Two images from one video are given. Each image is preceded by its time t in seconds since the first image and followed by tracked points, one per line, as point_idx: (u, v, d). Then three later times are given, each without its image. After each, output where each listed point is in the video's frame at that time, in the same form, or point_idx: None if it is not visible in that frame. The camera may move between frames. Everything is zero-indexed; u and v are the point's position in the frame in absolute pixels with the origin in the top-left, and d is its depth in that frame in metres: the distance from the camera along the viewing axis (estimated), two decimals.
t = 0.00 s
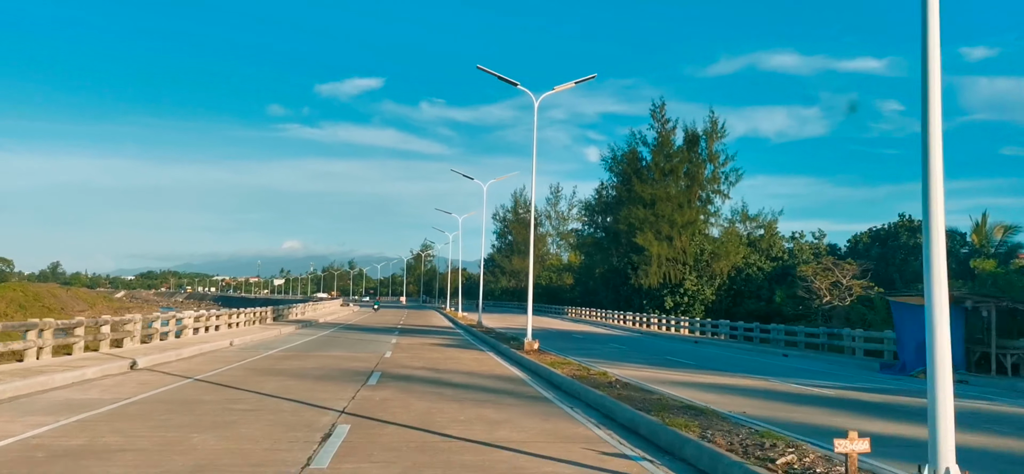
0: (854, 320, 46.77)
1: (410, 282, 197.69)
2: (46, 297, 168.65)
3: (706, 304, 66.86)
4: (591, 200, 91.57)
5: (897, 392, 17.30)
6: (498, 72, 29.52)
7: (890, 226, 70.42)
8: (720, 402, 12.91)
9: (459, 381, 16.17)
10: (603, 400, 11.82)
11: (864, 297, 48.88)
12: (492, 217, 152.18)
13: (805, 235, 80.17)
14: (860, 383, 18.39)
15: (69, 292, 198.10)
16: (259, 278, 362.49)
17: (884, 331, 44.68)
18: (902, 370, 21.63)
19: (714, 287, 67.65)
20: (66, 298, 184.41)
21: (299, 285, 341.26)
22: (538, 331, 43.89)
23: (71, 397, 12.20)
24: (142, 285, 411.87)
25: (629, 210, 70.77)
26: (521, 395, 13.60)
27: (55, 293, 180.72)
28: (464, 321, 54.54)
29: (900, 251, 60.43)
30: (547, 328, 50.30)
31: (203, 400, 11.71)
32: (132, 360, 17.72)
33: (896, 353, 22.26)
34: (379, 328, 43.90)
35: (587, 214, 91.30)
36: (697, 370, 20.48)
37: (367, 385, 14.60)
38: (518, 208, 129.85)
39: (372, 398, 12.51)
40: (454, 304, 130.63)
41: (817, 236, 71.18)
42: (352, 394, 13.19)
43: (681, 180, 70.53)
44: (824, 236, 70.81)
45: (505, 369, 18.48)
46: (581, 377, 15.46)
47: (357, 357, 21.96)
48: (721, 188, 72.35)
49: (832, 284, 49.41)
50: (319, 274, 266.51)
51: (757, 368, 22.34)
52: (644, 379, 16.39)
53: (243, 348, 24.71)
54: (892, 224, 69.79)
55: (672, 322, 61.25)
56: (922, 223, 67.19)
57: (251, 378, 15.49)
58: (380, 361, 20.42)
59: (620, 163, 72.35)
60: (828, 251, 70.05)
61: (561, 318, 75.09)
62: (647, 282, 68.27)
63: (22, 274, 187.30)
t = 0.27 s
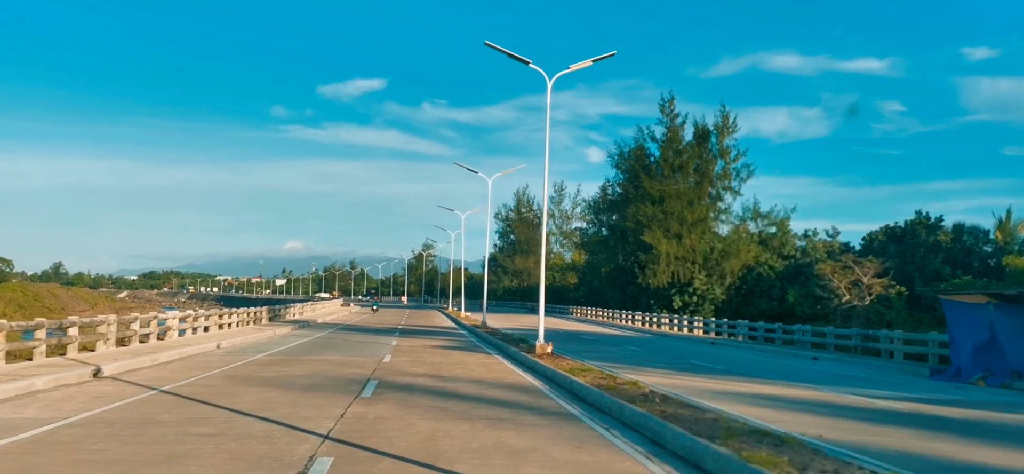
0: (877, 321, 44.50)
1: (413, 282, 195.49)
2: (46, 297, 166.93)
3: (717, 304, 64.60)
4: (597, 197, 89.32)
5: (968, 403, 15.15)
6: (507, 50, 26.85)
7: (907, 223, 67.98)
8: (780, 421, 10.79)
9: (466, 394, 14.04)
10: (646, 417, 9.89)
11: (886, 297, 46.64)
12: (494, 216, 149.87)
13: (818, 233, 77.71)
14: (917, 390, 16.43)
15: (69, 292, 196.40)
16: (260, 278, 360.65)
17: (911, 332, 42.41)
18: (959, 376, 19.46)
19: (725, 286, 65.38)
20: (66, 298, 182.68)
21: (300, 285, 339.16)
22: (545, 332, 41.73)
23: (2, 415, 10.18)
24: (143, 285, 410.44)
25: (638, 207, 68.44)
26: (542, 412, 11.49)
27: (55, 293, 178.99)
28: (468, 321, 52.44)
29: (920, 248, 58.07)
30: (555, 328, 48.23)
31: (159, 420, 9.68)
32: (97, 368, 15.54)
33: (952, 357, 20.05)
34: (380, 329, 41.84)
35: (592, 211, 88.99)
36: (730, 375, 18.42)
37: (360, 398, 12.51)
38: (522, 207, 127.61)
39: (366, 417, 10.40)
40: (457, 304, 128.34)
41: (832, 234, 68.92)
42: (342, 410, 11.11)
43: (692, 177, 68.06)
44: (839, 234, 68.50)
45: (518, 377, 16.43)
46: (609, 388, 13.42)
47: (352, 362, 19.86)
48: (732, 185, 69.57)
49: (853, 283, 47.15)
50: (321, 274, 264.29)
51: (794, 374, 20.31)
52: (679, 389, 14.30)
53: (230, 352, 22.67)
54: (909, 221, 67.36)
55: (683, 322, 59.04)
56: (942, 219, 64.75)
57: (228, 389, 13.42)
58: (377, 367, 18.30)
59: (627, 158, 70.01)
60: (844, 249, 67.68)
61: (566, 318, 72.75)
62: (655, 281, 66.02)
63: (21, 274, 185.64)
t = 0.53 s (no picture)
0: (907, 322, 41.93)
1: (414, 282, 193.12)
2: (42, 298, 164.63)
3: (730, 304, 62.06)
4: (603, 194, 86.74)
5: None
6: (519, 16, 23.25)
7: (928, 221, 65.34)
8: (896, 460, 8.14)
9: (477, 415, 11.45)
10: (726, 453, 7.32)
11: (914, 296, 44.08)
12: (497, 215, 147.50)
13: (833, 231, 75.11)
14: (1011, 406, 13.88)
15: (67, 292, 194.16)
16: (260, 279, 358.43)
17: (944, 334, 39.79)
18: None
19: (739, 286, 62.81)
20: (62, 299, 180.39)
21: (301, 286, 336.94)
22: (555, 335, 39.17)
23: None
24: (143, 285, 408.30)
25: (647, 204, 65.64)
26: (577, 441, 8.98)
27: (51, 294, 176.67)
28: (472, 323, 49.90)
29: (944, 246, 55.49)
30: (564, 330, 45.72)
31: (66, 463, 7.14)
32: (37, 382, 13.01)
33: None
34: (378, 331, 39.34)
35: (598, 209, 86.44)
36: (781, 387, 15.84)
37: (345, 423, 9.96)
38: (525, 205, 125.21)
39: (347, 454, 7.85)
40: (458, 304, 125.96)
41: (848, 231, 66.39)
42: (318, 442, 8.57)
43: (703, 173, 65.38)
44: (856, 231, 65.91)
45: (537, 392, 13.81)
46: (655, 409, 10.88)
47: (343, 372, 17.27)
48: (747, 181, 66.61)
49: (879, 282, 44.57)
50: (321, 274, 262.05)
51: (849, 385, 17.67)
52: (737, 409, 11.68)
53: (206, 359, 20.08)
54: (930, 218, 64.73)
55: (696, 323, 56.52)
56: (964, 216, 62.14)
57: (182, 411, 10.83)
58: (371, 378, 15.71)
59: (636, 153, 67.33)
60: (861, 247, 65.09)
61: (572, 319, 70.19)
62: (666, 281, 63.30)
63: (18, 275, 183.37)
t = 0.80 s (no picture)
0: (938, 322, 39.34)
1: (414, 282, 191.06)
2: (38, 298, 162.23)
3: (744, 303, 59.57)
4: (609, 190, 84.05)
5: None
6: None
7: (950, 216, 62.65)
8: None
9: (493, 445, 9.01)
10: None
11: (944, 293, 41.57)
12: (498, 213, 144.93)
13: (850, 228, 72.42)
14: None
15: (63, 292, 191.92)
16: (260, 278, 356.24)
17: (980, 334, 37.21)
18: None
19: (753, 284, 60.29)
20: (58, 299, 177.97)
21: (301, 286, 334.51)
22: (564, 335, 36.63)
23: None
24: (142, 286, 405.99)
25: (657, 199, 62.76)
26: None
27: (47, 294, 174.02)
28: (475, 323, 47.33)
29: (970, 243, 52.90)
30: (573, 330, 43.15)
31: None
32: None
33: None
34: (376, 332, 36.82)
35: (604, 206, 84.01)
36: (850, 401, 13.38)
37: (322, 460, 7.51)
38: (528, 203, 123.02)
39: None
40: (460, 304, 123.37)
41: (866, 227, 63.88)
42: None
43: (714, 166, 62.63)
44: (875, 227, 63.40)
45: (563, 409, 11.34)
46: (730, 439, 8.42)
47: (330, 381, 14.80)
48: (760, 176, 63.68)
49: (907, 280, 42.02)
50: (321, 274, 259.56)
51: (920, 395, 15.21)
52: (828, 438, 9.22)
53: (176, 366, 17.53)
54: (953, 214, 62.05)
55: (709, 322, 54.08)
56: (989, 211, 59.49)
57: (113, 445, 8.39)
58: (363, 390, 13.24)
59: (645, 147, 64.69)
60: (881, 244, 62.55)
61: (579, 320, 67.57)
62: (677, 279, 60.47)
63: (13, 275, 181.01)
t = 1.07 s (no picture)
0: (972, 322, 36.77)
1: (415, 282, 188.76)
2: (32, 298, 159.60)
3: (758, 302, 57.41)
4: (616, 187, 81.87)
5: None
6: None
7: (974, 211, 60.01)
8: None
9: None
10: None
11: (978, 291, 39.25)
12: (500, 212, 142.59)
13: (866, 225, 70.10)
14: None
15: (59, 293, 189.33)
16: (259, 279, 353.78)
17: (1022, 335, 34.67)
18: None
19: (768, 283, 58.03)
20: (54, 300, 175.32)
21: (300, 286, 332.14)
22: (576, 338, 34.07)
23: None
24: (140, 286, 403.34)
25: (668, 194, 61.30)
26: None
27: (42, 295, 171.27)
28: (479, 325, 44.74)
29: (998, 238, 50.57)
30: (583, 332, 40.60)
31: None
32: None
33: None
34: (373, 335, 34.24)
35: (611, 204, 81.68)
36: (952, 425, 10.83)
37: None
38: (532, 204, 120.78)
39: None
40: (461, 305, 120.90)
41: (884, 224, 61.85)
42: None
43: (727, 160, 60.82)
44: (894, 224, 61.26)
45: (604, 440, 8.80)
46: None
47: (311, 398, 12.22)
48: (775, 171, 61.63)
49: (940, 278, 39.71)
50: (320, 275, 257.21)
51: (1019, 412, 12.70)
52: None
53: (135, 377, 14.97)
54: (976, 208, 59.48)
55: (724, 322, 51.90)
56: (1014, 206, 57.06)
57: None
58: (348, 411, 10.70)
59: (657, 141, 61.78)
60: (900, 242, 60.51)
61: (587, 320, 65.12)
62: (689, 277, 58.60)
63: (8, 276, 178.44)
